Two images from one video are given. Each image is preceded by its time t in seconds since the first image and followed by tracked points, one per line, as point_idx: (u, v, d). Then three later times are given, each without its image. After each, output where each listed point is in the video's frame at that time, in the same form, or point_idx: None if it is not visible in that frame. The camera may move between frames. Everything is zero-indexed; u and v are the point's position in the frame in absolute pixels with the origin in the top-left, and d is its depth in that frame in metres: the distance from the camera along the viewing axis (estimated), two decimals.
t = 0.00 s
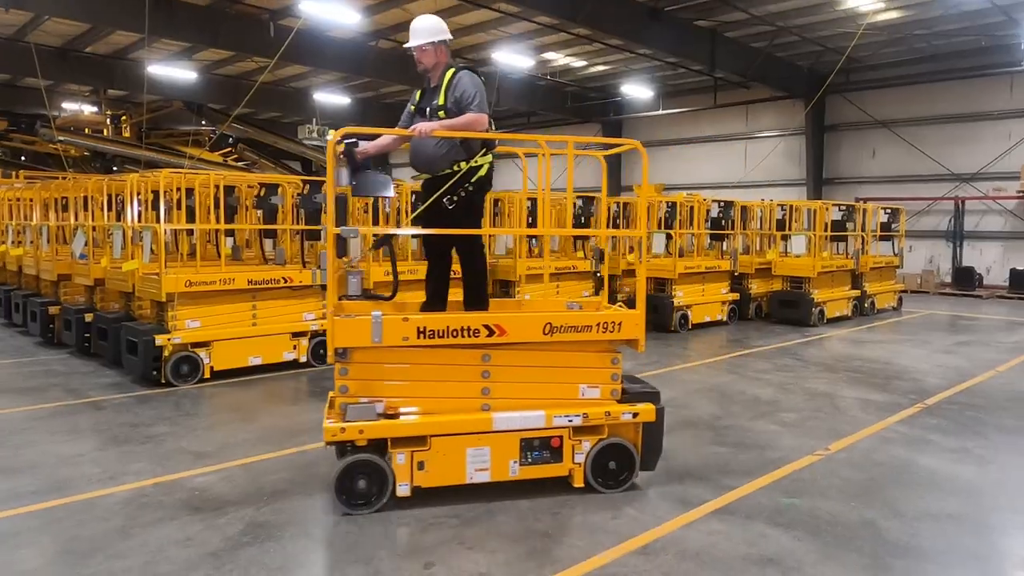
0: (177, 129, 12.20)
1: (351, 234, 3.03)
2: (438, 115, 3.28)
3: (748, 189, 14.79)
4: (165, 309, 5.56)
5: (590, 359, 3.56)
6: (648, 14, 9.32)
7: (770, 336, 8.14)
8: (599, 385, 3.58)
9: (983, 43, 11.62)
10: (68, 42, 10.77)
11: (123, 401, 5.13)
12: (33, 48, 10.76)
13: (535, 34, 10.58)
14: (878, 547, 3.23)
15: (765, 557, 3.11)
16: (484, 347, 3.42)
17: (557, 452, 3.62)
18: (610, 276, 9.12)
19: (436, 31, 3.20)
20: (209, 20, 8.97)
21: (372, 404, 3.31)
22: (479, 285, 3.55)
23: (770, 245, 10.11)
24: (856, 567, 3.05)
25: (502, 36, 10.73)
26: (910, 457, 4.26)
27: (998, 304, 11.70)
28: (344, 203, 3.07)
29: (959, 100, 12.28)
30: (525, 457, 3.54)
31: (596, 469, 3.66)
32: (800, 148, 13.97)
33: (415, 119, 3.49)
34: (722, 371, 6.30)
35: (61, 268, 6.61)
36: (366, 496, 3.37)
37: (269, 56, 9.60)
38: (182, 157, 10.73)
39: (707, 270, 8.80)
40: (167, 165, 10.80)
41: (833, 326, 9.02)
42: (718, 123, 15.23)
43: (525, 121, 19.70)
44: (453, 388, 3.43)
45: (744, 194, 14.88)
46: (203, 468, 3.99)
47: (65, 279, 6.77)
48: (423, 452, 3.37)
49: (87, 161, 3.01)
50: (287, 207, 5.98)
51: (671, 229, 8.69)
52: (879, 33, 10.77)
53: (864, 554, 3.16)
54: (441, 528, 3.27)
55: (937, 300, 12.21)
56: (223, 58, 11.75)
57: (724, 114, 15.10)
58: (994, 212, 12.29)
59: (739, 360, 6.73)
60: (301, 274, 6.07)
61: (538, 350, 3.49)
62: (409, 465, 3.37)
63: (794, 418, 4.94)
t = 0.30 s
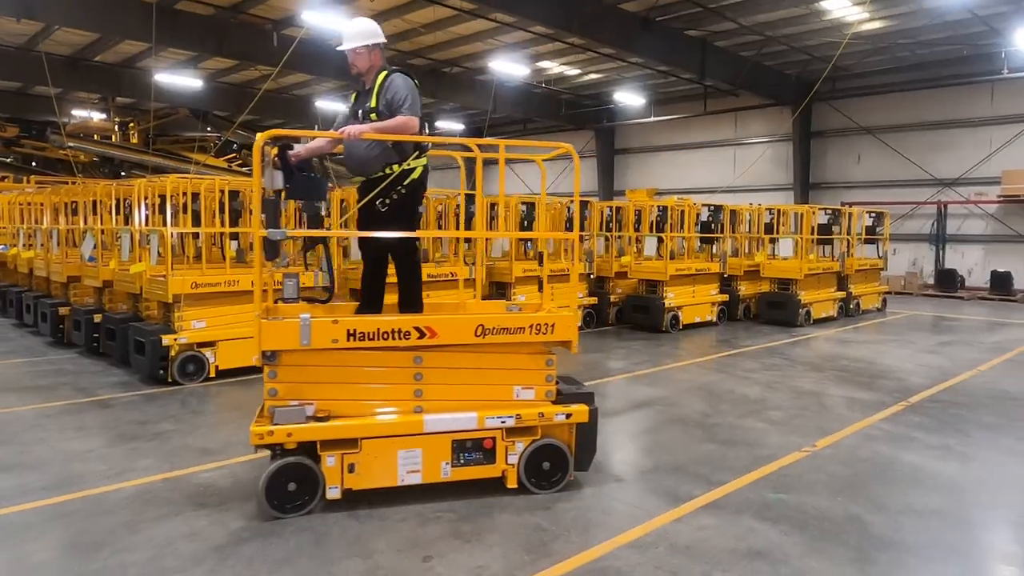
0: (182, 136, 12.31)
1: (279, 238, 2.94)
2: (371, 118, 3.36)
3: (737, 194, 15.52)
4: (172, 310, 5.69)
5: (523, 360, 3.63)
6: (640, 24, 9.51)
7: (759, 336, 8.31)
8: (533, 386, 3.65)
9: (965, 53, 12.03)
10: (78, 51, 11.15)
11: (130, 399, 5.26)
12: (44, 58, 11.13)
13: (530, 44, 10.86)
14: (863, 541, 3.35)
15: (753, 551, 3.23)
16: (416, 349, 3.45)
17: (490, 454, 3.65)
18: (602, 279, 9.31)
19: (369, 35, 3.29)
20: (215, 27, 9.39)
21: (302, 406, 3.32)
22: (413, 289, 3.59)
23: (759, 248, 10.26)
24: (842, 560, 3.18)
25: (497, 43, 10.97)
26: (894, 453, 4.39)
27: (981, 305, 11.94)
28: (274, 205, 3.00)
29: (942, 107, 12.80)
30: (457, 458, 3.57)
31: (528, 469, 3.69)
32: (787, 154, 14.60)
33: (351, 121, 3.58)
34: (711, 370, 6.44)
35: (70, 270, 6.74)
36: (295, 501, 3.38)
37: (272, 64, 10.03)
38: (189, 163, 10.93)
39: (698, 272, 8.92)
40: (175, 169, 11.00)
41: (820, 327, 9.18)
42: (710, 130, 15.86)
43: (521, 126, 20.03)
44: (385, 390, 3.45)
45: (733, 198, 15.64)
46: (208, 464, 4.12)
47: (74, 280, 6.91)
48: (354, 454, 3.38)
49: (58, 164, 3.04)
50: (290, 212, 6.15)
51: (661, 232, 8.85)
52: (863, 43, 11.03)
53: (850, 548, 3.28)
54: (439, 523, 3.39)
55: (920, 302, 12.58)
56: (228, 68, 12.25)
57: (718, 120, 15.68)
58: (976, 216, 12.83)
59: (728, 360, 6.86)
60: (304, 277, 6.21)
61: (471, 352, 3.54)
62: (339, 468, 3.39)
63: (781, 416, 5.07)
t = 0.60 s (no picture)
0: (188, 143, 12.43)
1: (217, 240, 2.83)
2: (307, 120, 3.28)
3: (727, 198, 15.91)
4: (179, 311, 5.84)
5: (467, 361, 3.63)
6: (633, 34, 9.69)
7: (747, 336, 8.47)
8: (476, 388, 3.65)
9: (946, 62, 12.48)
10: (88, 60, 11.34)
11: (137, 398, 5.40)
12: (55, 67, 11.33)
13: (526, 53, 11.10)
14: (848, 534, 3.48)
15: (742, 544, 3.36)
16: (357, 352, 3.41)
17: (433, 456, 3.64)
18: (595, 281, 9.48)
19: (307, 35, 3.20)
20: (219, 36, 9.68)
21: (240, 412, 3.23)
22: (353, 291, 3.54)
23: (747, 250, 10.49)
24: (827, 553, 3.30)
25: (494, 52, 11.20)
26: (878, 450, 4.54)
27: (963, 306, 12.21)
28: (210, 207, 2.87)
29: (924, 114, 13.21)
30: (399, 461, 3.53)
31: (471, 470, 3.70)
32: (775, 159, 15.02)
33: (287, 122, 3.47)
34: (701, 369, 6.59)
35: (80, 273, 6.91)
36: (235, 506, 3.31)
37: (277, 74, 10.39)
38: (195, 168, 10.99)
39: (688, 274, 9.12)
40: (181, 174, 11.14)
41: (807, 327, 9.35)
42: (700, 137, 16.26)
43: (516, 133, 20.41)
44: (326, 394, 3.39)
45: (723, 202, 16.02)
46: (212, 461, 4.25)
47: (84, 283, 7.08)
48: (293, 459, 3.32)
49: None
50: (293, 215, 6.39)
51: (652, 236, 8.95)
52: (849, 52, 11.35)
53: (836, 541, 3.41)
54: (436, 517, 3.49)
55: (903, 302, 12.90)
56: (234, 76, 12.35)
57: (707, 127, 16.10)
58: (957, 220, 13.16)
59: (717, 359, 7.01)
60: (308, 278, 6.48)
61: (414, 354, 3.51)
62: (278, 473, 3.32)
63: (769, 413, 5.22)
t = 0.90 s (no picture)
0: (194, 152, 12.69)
1: (161, 244, 2.73)
2: (257, 121, 3.20)
3: (716, 203, 16.15)
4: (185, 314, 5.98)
5: (422, 364, 3.61)
6: (624, 43, 9.88)
7: (736, 336, 8.63)
8: (430, 390, 3.63)
9: (928, 71, 12.76)
10: (98, 69, 11.71)
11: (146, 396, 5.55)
12: (65, 76, 11.79)
13: (521, 63, 11.29)
14: (833, 528, 3.61)
15: (730, 538, 3.49)
16: (310, 356, 3.33)
17: (388, 459, 3.61)
18: (588, 282, 9.61)
19: (257, 35, 3.11)
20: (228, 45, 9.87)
21: (188, 420, 3.10)
22: (302, 293, 3.47)
23: (735, 253, 10.66)
24: (812, 546, 3.43)
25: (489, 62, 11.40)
26: (862, 446, 4.68)
27: (944, 307, 12.40)
28: (154, 210, 2.76)
29: (906, 121, 13.46)
30: (354, 465, 3.48)
31: (426, 471, 3.68)
32: (762, 165, 15.28)
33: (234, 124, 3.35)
34: (691, 368, 6.74)
35: (90, 275, 7.08)
36: (188, 515, 3.20)
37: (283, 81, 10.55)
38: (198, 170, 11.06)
39: (678, 276, 9.31)
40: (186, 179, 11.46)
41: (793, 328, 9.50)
42: (688, 144, 16.58)
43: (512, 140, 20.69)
44: (278, 401, 3.30)
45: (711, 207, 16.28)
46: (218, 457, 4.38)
47: (94, 284, 7.25)
48: (245, 467, 3.20)
49: None
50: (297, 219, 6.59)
51: (644, 239, 9.18)
52: (833, 61, 11.60)
53: (821, 535, 3.54)
54: (434, 511, 3.59)
55: (887, 304, 13.12)
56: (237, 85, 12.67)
57: (696, 134, 16.39)
58: (939, 224, 13.37)
59: (706, 359, 7.16)
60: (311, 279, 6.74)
61: (368, 358, 3.47)
62: (229, 482, 3.20)
63: (756, 411, 5.37)
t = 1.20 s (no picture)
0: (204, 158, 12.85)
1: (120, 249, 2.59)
2: (217, 121, 3.06)
3: (704, 208, 16.40)
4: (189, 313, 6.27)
5: (387, 366, 3.59)
6: (617, 53, 10.02)
7: (724, 336, 8.80)
8: (394, 392, 3.61)
9: (909, 80, 13.04)
10: (107, 78, 11.97)
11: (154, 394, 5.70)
12: (76, 85, 12.09)
13: (516, 73, 11.45)
14: (818, 522, 3.76)
15: (718, 530, 3.64)
16: (274, 362, 3.25)
17: (355, 461, 3.56)
18: (581, 284, 9.79)
19: (215, 32, 2.97)
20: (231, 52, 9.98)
21: (148, 431, 2.94)
22: (261, 298, 3.38)
23: (724, 256, 10.84)
24: (798, 538, 3.57)
25: (485, 72, 11.58)
26: (845, 442, 4.85)
27: (926, 309, 12.64)
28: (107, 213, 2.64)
29: (889, 128, 13.71)
30: (321, 469, 3.42)
31: (393, 472, 3.68)
32: (750, 171, 15.54)
33: (190, 124, 3.20)
34: (681, 367, 6.90)
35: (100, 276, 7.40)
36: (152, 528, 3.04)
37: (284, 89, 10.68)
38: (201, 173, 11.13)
39: (668, 278, 9.48)
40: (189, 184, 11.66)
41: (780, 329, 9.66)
42: (677, 150, 16.85)
43: (508, 146, 20.95)
44: (241, 407, 3.19)
45: (701, 211, 16.50)
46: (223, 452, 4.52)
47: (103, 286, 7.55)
48: (210, 477, 3.07)
49: None
50: (298, 222, 6.77)
51: (635, 243, 9.39)
52: (819, 71, 11.85)
53: (806, 528, 3.68)
54: (432, 505, 3.70)
55: (870, 306, 13.34)
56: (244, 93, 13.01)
57: (685, 141, 16.64)
58: (920, 228, 13.58)
59: (695, 358, 7.32)
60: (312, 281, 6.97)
61: (333, 361, 3.42)
62: (193, 493, 3.05)
63: (744, 408, 5.54)
